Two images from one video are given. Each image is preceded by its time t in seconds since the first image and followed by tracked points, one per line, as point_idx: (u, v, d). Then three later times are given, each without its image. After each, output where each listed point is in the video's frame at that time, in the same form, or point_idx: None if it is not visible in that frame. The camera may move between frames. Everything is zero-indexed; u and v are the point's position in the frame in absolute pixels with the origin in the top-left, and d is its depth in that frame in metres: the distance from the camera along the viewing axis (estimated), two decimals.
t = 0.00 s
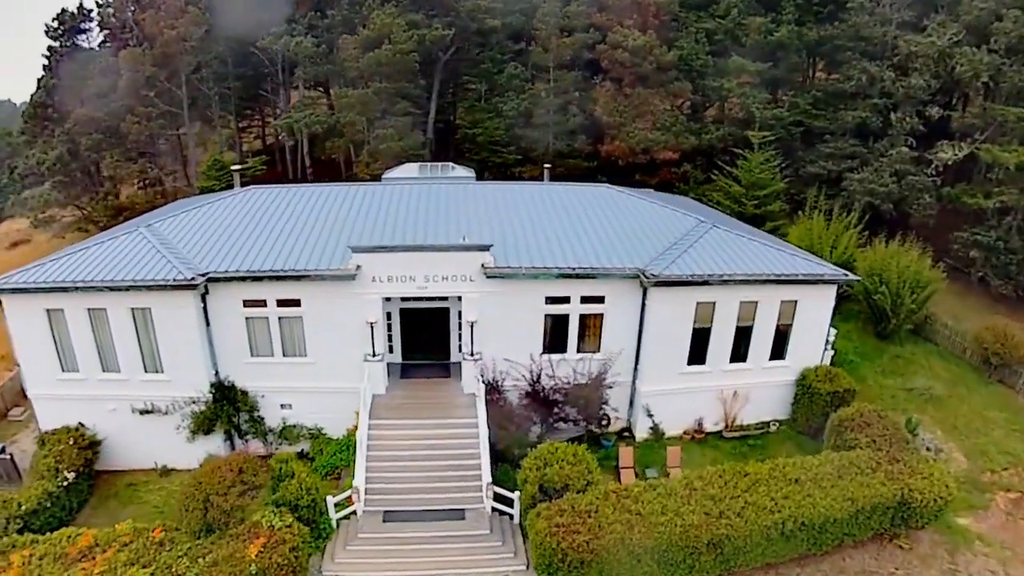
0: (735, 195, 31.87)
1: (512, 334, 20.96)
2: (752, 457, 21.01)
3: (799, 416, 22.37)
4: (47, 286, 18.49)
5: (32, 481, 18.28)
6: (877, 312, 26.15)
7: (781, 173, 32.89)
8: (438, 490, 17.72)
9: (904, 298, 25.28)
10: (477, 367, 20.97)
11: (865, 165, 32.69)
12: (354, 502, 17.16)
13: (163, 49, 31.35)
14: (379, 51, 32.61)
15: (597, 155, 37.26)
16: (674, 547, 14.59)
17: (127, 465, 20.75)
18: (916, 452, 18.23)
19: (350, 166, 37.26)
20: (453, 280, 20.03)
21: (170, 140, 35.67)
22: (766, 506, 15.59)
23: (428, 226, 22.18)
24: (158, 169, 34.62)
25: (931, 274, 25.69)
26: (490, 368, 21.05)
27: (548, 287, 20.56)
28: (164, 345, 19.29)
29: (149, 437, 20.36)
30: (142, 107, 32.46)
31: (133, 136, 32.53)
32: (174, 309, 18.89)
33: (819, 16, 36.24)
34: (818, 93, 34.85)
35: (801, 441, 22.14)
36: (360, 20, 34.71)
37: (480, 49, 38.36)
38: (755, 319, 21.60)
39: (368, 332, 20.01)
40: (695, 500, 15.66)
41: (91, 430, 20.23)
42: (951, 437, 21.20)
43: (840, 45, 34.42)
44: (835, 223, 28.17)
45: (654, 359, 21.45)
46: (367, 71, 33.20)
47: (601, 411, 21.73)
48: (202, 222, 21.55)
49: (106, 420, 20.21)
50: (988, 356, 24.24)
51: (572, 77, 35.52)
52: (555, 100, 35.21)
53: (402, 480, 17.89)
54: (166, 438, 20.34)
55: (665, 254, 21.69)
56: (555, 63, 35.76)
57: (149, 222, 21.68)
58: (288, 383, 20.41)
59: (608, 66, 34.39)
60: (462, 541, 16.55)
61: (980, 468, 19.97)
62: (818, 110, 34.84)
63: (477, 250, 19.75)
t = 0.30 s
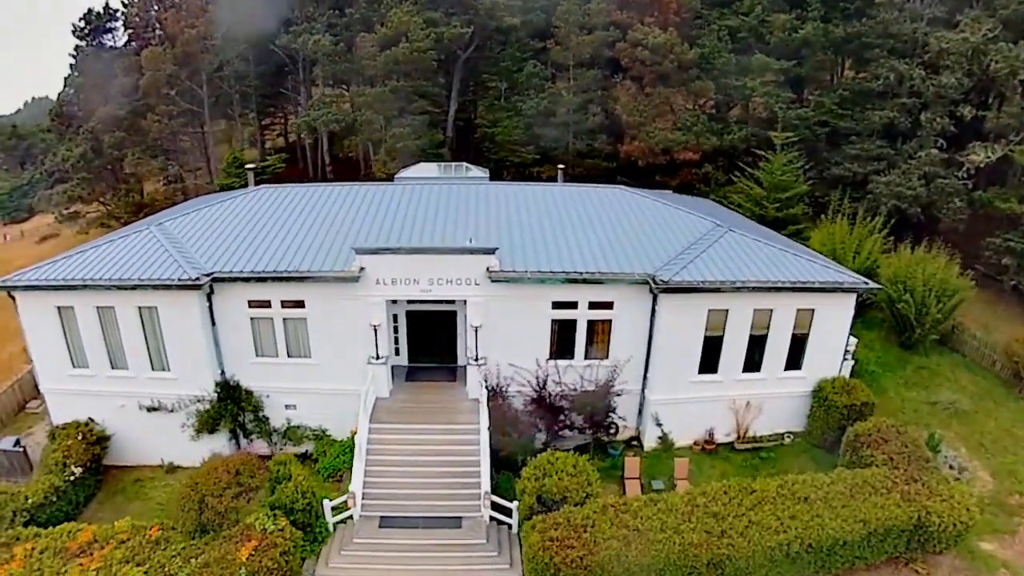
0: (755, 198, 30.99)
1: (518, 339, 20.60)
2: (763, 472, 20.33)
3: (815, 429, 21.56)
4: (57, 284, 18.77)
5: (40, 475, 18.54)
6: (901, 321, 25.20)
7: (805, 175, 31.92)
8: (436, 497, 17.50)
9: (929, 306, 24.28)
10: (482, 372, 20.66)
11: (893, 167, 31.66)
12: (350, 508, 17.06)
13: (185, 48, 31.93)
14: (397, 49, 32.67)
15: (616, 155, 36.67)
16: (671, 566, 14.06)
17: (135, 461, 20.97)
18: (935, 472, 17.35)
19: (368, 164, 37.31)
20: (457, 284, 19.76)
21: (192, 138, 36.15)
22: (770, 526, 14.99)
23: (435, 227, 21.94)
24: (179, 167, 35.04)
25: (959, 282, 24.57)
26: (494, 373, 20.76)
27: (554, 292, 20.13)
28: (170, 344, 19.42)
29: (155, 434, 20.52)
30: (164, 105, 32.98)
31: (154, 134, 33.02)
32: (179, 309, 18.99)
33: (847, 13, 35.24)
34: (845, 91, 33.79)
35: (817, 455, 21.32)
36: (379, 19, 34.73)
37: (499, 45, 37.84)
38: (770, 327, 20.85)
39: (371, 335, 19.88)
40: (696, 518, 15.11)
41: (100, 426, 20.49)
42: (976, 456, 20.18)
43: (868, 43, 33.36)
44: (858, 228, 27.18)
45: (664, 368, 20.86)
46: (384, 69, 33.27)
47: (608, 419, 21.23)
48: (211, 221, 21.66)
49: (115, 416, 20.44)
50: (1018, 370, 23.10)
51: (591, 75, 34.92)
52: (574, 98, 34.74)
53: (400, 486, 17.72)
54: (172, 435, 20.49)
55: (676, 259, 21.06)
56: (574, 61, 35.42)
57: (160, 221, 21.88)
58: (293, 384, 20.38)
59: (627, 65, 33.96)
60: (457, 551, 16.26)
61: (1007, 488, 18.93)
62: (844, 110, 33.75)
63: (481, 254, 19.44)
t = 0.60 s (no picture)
0: (776, 201, 30.08)
1: (523, 345, 20.25)
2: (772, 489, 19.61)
3: (830, 444, 20.75)
4: (67, 280, 19.00)
5: (46, 467, 18.85)
6: (925, 332, 24.21)
7: (829, 179, 30.95)
8: (433, 506, 17.27)
9: (955, 317, 23.15)
10: (486, 378, 20.35)
11: (921, 171, 30.67)
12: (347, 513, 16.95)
13: (207, 47, 32.48)
14: (415, 49, 32.76)
15: (635, 157, 36.06)
16: None
17: (141, 456, 21.19)
18: (957, 496, 16.41)
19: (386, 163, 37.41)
20: (461, 288, 19.50)
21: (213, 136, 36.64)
22: (774, 550, 14.34)
23: (442, 229, 21.71)
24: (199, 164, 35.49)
25: (988, 292, 23.44)
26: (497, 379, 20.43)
27: (560, 298, 19.71)
28: (176, 343, 19.55)
29: (162, 430, 20.70)
30: (185, 104, 33.51)
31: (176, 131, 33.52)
32: (184, 308, 19.09)
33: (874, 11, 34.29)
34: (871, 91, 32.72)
35: (832, 472, 20.50)
36: (399, 18, 34.88)
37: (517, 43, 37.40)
38: (785, 338, 20.12)
39: (374, 338, 19.74)
40: (697, 540, 14.54)
41: (108, 420, 20.74)
42: (1004, 477, 19.11)
43: (895, 41, 32.39)
44: (883, 234, 26.23)
45: (672, 378, 20.28)
46: (402, 69, 33.35)
47: (614, 429, 20.73)
48: (221, 221, 21.77)
49: (122, 411, 20.68)
50: None
51: (611, 75, 34.43)
52: (593, 99, 34.30)
53: (399, 493, 17.55)
54: (178, 432, 20.64)
55: (688, 265, 20.44)
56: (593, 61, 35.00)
57: (170, 219, 22.03)
58: (297, 385, 20.36)
59: (647, 65, 33.52)
60: (450, 562, 15.97)
61: None
62: (871, 111, 32.67)
63: (486, 258, 19.14)
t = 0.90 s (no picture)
0: (799, 206, 29.23)
1: (528, 351, 19.95)
2: (782, 506, 18.95)
3: (844, 460, 19.99)
4: (77, 277, 19.29)
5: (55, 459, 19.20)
6: (951, 344, 23.28)
7: (854, 184, 30.00)
8: (428, 510, 17.12)
9: (983, 331, 22.06)
10: (489, 383, 20.08)
11: (952, 176, 29.67)
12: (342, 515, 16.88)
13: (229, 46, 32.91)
14: (434, 49, 32.71)
15: (656, 159, 35.47)
16: None
17: (150, 450, 21.46)
18: (975, 521, 15.56)
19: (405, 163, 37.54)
20: (465, 292, 19.28)
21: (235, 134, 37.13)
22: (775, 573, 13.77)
23: (450, 230, 21.47)
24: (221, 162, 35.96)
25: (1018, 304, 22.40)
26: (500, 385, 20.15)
27: (565, 304, 19.34)
28: (183, 340, 19.73)
29: (169, 425, 20.94)
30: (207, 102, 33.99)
31: (197, 129, 34.03)
32: (190, 306, 19.25)
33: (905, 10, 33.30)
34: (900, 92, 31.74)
35: (846, 489, 19.73)
36: (419, 18, 34.97)
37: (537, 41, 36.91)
38: (798, 350, 19.42)
39: (377, 340, 19.65)
40: (693, 559, 14.05)
41: (118, 414, 21.05)
42: None
43: (927, 41, 31.40)
44: (908, 241, 25.32)
45: (680, 388, 19.74)
46: (421, 68, 33.38)
47: (620, 438, 20.27)
48: (230, 220, 21.89)
49: (132, 405, 20.97)
50: None
51: (631, 75, 33.95)
52: (612, 100, 33.87)
53: (395, 496, 17.45)
54: (185, 428, 20.86)
55: (699, 273, 19.84)
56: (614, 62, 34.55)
57: (182, 218, 22.22)
58: (301, 385, 20.38)
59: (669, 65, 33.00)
60: (442, 567, 15.81)
61: None
62: (901, 115, 31.69)
63: (490, 262, 18.87)
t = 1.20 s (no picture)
0: (821, 212, 28.35)
1: (531, 356, 19.66)
2: (789, 523, 18.37)
3: (856, 479, 19.29)
4: (88, 272, 19.58)
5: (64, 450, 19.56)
6: (976, 360, 22.37)
7: (880, 191, 29.08)
8: (423, 515, 16.99)
9: (1012, 348, 20.93)
10: (492, 388, 19.84)
11: (985, 183, 28.59)
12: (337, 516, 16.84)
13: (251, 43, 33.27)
14: (453, 47, 32.55)
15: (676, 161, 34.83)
16: None
17: (157, 444, 21.76)
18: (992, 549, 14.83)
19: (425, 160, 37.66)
20: (468, 294, 19.06)
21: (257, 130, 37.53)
22: None
23: (457, 231, 21.23)
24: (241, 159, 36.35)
25: None
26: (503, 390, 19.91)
27: (570, 309, 18.96)
28: (189, 336, 19.92)
29: (176, 420, 21.19)
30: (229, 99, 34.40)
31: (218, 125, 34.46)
32: (196, 303, 19.40)
33: (939, 10, 32.26)
34: (932, 94, 30.73)
35: (857, 509, 19.02)
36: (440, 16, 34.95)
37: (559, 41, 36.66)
38: (811, 362, 18.74)
39: (380, 341, 19.57)
40: None
41: (127, 408, 21.38)
42: None
43: (961, 42, 30.35)
44: (934, 251, 24.40)
45: (686, 399, 19.24)
46: (440, 66, 33.33)
47: (623, 447, 19.87)
48: (240, 218, 22.01)
49: (141, 399, 21.27)
50: None
51: (653, 75, 33.38)
52: (633, 100, 33.34)
53: (390, 499, 17.35)
54: (191, 423, 21.09)
55: (709, 280, 19.24)
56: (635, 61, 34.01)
57: (194, 214, 22.41)
58: (304, 384, 20.43)
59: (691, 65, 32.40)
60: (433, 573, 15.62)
61: None
62: (932, 118, 30.70)
63: (493, 264, 18.59)
